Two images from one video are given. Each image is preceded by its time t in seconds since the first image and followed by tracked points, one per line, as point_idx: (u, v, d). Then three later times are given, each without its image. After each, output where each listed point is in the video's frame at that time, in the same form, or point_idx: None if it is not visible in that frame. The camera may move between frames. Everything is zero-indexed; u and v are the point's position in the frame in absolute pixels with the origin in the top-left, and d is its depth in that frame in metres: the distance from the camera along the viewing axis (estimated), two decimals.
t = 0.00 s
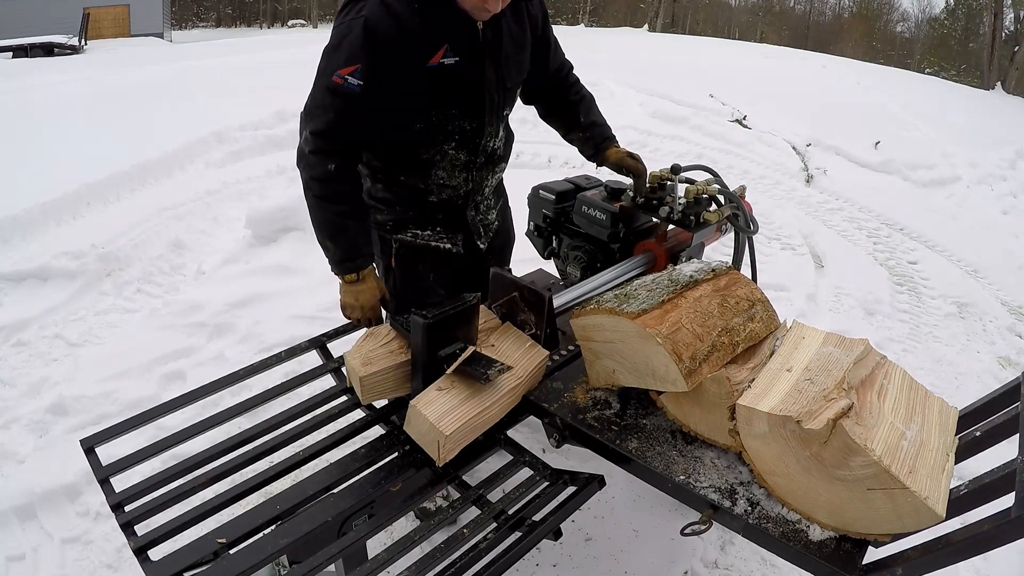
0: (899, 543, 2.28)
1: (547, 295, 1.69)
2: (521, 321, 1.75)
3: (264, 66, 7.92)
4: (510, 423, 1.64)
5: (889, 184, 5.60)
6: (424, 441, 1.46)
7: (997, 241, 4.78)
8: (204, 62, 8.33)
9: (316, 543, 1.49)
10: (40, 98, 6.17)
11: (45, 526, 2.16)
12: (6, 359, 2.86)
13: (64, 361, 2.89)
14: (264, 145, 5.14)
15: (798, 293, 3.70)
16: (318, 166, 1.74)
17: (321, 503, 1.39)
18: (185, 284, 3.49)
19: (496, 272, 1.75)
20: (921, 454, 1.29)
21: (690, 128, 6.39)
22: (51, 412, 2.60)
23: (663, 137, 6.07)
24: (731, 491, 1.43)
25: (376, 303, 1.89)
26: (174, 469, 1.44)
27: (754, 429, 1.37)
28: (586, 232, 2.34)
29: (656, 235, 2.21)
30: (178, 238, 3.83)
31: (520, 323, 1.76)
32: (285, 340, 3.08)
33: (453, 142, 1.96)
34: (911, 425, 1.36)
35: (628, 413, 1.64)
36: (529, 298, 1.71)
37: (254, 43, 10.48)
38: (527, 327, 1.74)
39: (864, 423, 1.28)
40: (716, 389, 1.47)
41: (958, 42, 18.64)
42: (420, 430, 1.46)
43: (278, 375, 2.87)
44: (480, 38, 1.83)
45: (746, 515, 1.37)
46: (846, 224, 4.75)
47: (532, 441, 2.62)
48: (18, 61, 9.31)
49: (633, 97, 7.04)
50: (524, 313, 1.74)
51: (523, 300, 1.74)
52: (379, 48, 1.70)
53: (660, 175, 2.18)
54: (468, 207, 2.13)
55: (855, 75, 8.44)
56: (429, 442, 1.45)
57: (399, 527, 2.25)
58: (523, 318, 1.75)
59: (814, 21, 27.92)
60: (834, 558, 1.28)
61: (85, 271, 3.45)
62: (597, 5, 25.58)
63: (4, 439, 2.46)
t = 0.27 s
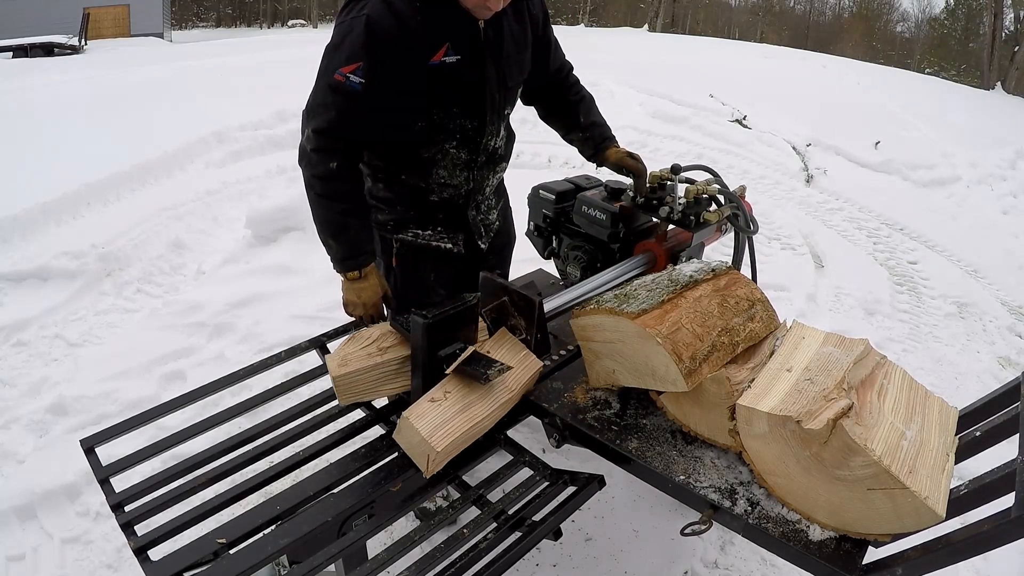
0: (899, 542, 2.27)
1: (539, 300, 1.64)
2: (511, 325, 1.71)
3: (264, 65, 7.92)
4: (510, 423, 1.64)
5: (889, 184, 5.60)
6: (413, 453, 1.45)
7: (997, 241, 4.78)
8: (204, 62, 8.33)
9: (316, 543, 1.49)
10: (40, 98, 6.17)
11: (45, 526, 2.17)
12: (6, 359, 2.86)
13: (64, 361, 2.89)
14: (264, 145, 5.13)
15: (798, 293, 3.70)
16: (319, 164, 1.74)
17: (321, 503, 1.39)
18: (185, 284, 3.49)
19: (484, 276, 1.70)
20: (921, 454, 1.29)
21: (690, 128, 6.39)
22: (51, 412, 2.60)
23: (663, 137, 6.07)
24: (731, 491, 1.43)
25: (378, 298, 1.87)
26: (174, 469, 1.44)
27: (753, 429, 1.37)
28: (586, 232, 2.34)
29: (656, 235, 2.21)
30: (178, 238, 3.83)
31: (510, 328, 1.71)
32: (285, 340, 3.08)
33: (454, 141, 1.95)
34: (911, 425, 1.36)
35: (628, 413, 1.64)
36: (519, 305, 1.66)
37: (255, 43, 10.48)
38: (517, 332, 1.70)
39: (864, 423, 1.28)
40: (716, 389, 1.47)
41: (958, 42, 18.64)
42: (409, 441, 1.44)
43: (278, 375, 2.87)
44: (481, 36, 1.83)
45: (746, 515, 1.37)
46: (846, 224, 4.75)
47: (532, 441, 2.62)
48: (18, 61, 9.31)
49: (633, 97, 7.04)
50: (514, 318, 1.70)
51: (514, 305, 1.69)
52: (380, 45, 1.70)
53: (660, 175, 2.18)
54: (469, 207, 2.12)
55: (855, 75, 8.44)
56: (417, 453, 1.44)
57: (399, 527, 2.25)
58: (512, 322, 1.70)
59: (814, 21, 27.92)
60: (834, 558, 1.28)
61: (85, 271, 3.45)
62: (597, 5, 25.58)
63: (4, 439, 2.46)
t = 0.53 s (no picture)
0: (900, 542, 2.27)
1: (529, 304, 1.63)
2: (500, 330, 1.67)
3: (264, 65, 7.92)
4: (510, 423, 1.64)
5: (889, 184, 5.60)
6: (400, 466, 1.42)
7: (997, 241, 4.78)
8: (204, 62, 8.33)
9: (316, 543, 1.49)
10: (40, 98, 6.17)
11: (45, 526, 2.16)
12: (5, 359, 2.86)
13: (64, 361, 2.89)
14: (264, 145, 5.13)
15: (798, 293, 3.70)
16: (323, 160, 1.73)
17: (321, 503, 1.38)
18: (186, 284, 3.49)
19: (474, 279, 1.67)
20: (921, 454, 1.29)
21: (690, 127, 6.39)
22: (51, 412, 2.60)
23: (663, 137, 6.07)
24: (731, 492, 1.43)
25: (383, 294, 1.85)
26: (174, 470, 1.44)
27: (754, 429, 1.37)
28: (586, 232, 2.34)
29: (656, 235, 2.21)
30: (178, 238, 3.82)
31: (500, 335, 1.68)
32: (285, 340, 3.08)
33: (456, 138, 1.95)
34: (911, 424, 1.36)
35: (628, 413, 1.64)
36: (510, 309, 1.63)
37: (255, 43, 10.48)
38: (506, 338, 1.66)
39: (864, 423, 1.28)
40: (716, 389, 1.47)
41: (958, 42, 18.64)
42: (398, 454, 1.42)
43: (278, 375, 2.87)
44: (484, 32, 1.83)
45: (746, 515, 1.37)
46: (846, 224, 4.75)
47: (532, 441, 2.62)
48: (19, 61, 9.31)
49: (633, 97, 7.04)
50: (504, 323, 1.66)
51: (503, 309, 1.65)
52: (384, 41, 1.70)
53: (660, 175, 2.18)
54: (471, 205, 2.12)
55: (855, 75, 8.44)
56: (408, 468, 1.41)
57: (399, 527, 2.25)
58: (502, 328, 1.67)
59: (815, 21, 27.91)
60: (834, 559, 1.28)
61: (85, 271, 3.45)
62: (597, 5, 25.59)
63: (4, 438, 2.46)
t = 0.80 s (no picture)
0: (900, 542, 2.27)
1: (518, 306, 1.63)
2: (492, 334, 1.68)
3: (264, 65, 7.92)
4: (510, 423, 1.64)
5: (889, 184, 5.60)
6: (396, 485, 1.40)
7: (997, 241, 4.78)
8: (203, 62, 8.33)
9: (317, 543, 1.49)
10: (40, 98, 6.17)
11: (45, 526, 2.16)
12: (5, 359, 2.86)
13: (64, 361, 2.89)
14: (264, 145, 5.13)
15: (798, 293, 3.70)
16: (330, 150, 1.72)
17: (321, 503, 1.38)
18: (186, 284, 3.49)
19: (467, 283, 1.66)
20: (921, 454, 1.29)
21: (690, 128, 6.39)
22: (51, 412, 2.60)
23: (663, 137, 6.07)
24: (731, 492, 1.43)
25: (388, 284, 1.88)
26: (175, 470, 1.44)
27: (754, 430, 1.37)
28: (586, 231, 2.34)
29: (656, 235, 2.22)
30: (178, 237, 3.83)
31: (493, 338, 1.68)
32: (285, 340, 3.08)
33: (460, 131, 1.96)
34: (911, 424, 1.36)
35: (628, 413, 1.64)
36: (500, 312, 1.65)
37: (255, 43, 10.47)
38: (500, 342, 1.66)
39: (864, 422, 1.29)
40: (716, 389, 1.47)
41: (958, 41, 18.64)
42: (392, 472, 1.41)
43: (278, 375, 2.87)
44: (488, 26, 1.84)
45: (746, 515, 1.37)
46: (846, 224, 4.76)
47: (532, 441, 2.62)
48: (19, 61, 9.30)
49: (633, 97, 7.04)
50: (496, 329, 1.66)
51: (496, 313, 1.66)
52: (391, 32, 1.70)
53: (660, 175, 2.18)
54: (473, 200, 2.14)
55: (855, 75, 8.44)
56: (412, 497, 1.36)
57: (399, 527, 2.25)
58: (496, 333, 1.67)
59: (815, 21, 27.91)
60: (834, 559, 1.28)
61: (85, 271, 3.45)
62: (597, 5, 25.58)
63: (4, 438, 2.46)
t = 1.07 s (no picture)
0: (900, 542, 2.26)
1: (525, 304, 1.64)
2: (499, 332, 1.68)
3: (264, 65, 7.92)
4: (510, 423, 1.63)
5: (889, 184, 5.60)
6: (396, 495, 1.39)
7: (997, 241, 4.78)
8: (203, 62, 8.33)
9: (317, 543, 1.49)
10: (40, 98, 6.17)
11: (45, 526, 2.16)
12: (5, 359, 2.86)
13: (64, 361, 2.89)
14: (264, 145, 5.13)
15: (798, 293, 3.70)
16: (325, 147, 1.71)
17: (321, 503, 1.38)
18: (186, 284, 3.49)
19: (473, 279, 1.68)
20: (921, 455, 1.29)
21: (690, 128, 6.39)
22: (51, 412, 2.60)
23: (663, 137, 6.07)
24: (731, 492, 1.43)
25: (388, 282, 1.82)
26: (175, 469, 1.45)
27: (754, 430, 1.37)
28: (586, 232, 2.34)
29: (656, 235, 2.22)
30: (178, 237, 3.83)
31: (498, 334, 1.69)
32: (285, 340, 3.08)
33: (457, 128, 1.96)
34: (911, 425, 1.36)
35: (628, 413, 1.64)
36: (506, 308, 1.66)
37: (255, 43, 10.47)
38: (506, 339, 1.67)
39: (863, 423, 1.29)
40: (716, 389, 1.47)
41: (958, 41, 18.64)
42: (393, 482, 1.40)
43: (278, 375, 2.87)
44: (480, 21, 1.86)
45: (746, 515, 1.38)
46: (846, 224, 4.76)
47: (533, 441, 2.61)
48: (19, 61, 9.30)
49: (633, 97, 7.04)
50: (502, 325, 1.67)
51: (501, 310, 1.67)
52: (383, 28, 1.71)
53: (660, 175, 2.18)
54: (474, 198, 2.12)
55: (855, 75, 8.44)
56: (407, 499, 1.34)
57: (399, 527, 2.25)
58: (501, 330, 1.68)
59: (814, 21, 27.90)
60: (834, 559, 1.28)
61: (85, 271, 3.45)
62: (597, 5, 25.57)
63: (4, 438, 2.46)
